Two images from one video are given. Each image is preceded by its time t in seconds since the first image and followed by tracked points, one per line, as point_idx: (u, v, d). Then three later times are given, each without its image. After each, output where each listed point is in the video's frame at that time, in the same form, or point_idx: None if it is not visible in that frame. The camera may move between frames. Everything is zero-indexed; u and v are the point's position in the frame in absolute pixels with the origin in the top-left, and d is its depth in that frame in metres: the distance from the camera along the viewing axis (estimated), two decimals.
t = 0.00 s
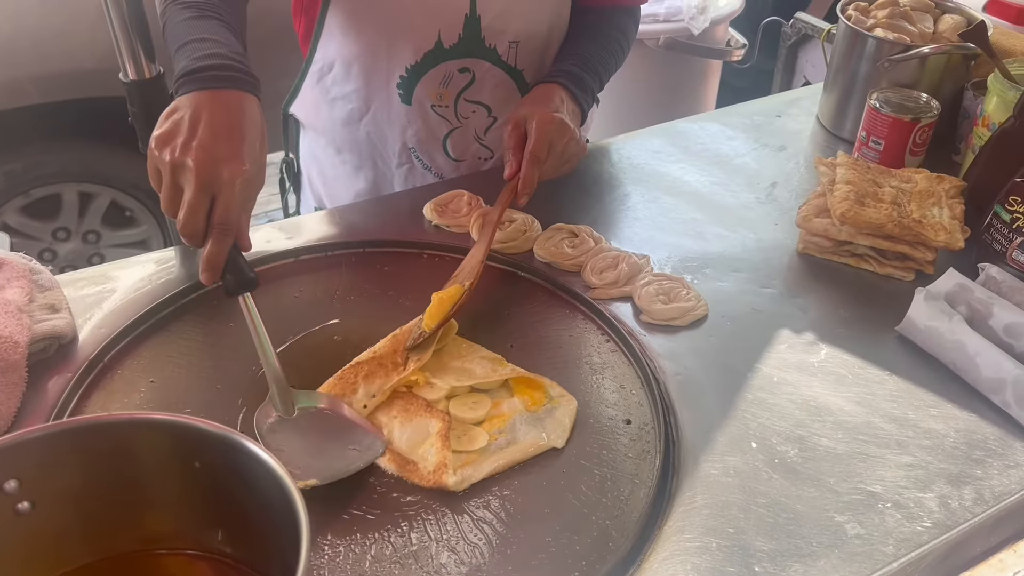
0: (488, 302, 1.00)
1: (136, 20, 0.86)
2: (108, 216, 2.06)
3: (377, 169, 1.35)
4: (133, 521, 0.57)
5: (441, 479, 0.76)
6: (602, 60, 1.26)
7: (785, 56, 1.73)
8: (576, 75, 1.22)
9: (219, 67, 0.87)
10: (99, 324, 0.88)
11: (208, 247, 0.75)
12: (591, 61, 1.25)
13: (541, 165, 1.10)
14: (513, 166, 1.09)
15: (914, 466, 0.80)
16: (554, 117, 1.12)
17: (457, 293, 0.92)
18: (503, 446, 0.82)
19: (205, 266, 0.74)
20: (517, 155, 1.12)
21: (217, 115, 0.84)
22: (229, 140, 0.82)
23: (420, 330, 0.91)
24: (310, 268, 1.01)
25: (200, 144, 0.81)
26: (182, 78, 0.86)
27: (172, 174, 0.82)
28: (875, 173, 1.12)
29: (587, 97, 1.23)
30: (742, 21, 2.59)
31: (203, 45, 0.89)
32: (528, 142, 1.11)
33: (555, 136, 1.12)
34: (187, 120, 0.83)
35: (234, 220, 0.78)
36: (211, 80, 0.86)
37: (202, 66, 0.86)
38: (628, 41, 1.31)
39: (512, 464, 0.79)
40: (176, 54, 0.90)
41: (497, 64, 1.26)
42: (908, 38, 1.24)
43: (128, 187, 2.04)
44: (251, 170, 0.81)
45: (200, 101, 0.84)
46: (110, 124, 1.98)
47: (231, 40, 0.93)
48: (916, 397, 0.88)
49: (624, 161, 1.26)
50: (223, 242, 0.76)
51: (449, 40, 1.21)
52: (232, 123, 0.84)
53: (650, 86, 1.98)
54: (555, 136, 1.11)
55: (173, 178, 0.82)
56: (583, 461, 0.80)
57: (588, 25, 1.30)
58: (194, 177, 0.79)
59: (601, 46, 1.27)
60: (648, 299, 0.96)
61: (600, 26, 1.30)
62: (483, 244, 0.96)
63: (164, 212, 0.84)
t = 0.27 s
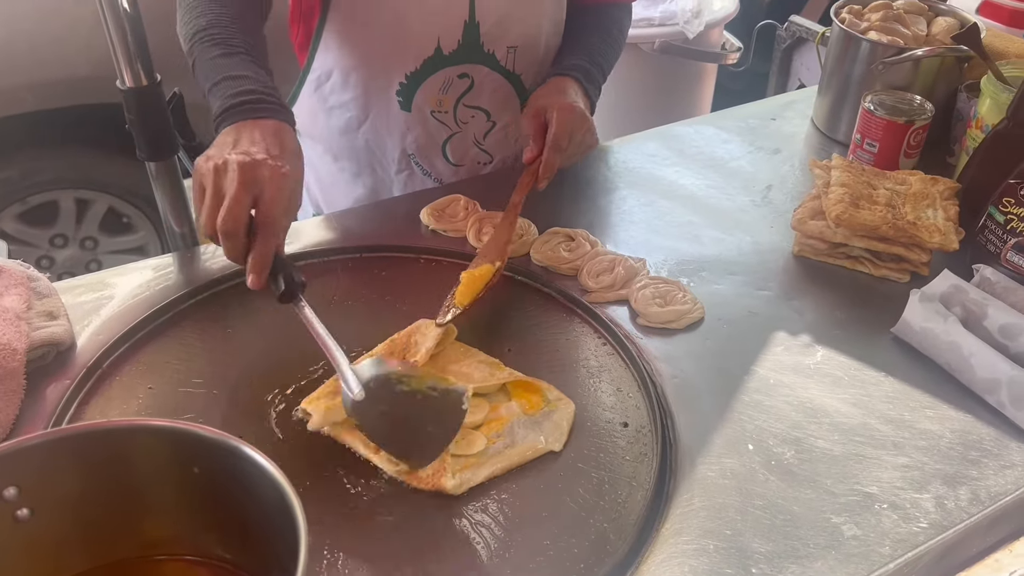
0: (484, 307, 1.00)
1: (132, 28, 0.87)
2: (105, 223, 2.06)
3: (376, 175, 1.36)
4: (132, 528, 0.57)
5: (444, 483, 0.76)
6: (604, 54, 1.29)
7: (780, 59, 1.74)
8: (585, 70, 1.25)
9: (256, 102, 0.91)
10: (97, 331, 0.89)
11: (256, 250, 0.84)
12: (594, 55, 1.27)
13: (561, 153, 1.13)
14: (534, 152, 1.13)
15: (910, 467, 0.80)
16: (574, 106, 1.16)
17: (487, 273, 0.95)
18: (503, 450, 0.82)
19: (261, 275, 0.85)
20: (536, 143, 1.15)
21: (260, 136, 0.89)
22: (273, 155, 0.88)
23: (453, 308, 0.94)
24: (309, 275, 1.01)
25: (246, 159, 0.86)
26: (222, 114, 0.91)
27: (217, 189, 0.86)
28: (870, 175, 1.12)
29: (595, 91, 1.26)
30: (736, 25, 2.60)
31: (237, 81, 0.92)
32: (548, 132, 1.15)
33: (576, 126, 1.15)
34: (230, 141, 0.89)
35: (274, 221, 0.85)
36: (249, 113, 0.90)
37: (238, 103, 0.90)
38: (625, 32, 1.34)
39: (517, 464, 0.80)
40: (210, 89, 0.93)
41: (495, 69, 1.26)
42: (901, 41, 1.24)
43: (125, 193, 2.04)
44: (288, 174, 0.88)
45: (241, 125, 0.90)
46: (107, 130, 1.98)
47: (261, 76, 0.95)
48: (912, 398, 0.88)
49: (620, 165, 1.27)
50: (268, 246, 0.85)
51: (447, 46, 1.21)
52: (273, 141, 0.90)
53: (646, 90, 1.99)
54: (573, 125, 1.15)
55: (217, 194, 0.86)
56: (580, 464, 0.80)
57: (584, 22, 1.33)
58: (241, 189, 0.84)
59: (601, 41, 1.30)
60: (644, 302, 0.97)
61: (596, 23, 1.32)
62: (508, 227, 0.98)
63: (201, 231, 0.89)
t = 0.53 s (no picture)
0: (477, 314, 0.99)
1: (128, 39, 0.87)
2: (102, 231, 2.07)
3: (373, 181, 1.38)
4: (129, 538, 0.58)
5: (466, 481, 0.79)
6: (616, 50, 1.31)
7: (773, 65, 1.75)
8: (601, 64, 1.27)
9: (315, 135, 0.90)
10: (95, 341, 0.89)
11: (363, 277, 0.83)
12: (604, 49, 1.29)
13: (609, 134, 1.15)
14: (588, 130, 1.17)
15: (903, 471, 0.80)
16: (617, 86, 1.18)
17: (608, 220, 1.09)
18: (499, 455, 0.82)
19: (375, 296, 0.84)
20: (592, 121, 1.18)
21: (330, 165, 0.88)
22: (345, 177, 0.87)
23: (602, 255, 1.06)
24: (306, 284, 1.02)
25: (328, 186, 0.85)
26: (281, 155, 0.90)
27: (307, 224, 0.84)
28: (862, 181, 1.13)
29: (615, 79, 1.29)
30: (730, 31, 2.62)
31: (290, 119, 0.91)
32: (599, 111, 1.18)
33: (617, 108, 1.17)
34: (304, 175, 0.87)
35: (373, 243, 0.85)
36: (310, 147, 0.89)
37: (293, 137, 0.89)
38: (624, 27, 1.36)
39: (530, 441, 0.79)
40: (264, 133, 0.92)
41: (490, 76, 1.26)
42: (893, 46, 1.25)
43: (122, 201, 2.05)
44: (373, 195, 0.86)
45: (309, 159, 0.88)
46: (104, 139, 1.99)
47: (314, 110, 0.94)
48: (905, 403, 0.89)
49: (615, 172, 1.27)
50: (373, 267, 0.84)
51: (442, 54, 1.21)
52: (340, 167, 0.88)
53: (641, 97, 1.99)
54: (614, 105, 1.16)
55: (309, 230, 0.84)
56: (576, 470, 0.80)
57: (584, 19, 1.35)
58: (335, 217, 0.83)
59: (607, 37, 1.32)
60: (638, 309, 0.98)
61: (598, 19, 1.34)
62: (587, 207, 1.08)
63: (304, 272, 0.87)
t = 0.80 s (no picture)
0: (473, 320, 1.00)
1: (125, 50, 0.87)
2: (100, 240, 2.06)
3: (372, 189, 1.37)
4: (127, 551, 0.58)
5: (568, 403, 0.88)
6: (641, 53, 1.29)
7: (769, 71, 1.75)
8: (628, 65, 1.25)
9: (246, 68, 0.97)
10: (92, 352, 0.89)
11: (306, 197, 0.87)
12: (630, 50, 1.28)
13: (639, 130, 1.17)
14: (612, 138, 1.18)
15: (901, 477, 0.81)
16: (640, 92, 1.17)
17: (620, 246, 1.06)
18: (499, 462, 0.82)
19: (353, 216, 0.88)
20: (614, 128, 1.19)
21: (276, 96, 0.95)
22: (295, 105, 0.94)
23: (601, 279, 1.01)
24: (305, 292, 1.02)
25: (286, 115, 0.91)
26: (215, 86, 0.96)
27: (269, 147, 0.88)
28: (858, 187, 1.13)
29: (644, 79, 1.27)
30: (726, 37, 2.63)
31: (224, 57, 0.97)
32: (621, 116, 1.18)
33: (643, 106, 1.17)
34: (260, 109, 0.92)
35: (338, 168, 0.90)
36: (242, 77, 0.96)
37: (228, 74, 0.95)
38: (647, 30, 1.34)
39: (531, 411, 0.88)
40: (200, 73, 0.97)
41: (486, 83, 1.26)
42: (887, 52, 1.25)
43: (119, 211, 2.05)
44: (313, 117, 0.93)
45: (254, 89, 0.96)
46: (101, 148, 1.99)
47: (243, 51, 1.00)
48: (903, 409, 0.89)
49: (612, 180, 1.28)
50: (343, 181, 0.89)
51: (438, 61, 1.22)
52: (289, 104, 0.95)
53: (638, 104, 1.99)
54: (641, 105, 1.17)
55: (271, 151, 0.88)
56: (575, 478, 0.80)
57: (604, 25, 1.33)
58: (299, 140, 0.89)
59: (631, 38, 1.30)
60: (636, 316, 0.98)
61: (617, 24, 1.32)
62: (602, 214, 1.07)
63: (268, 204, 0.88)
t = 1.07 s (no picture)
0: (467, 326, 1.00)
1: (119, 60, 0.88)
2: (96, 249, 2.05)
3: (366, 195, 1.36)
4: (121, 563, 0.58)
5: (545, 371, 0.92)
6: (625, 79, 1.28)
7: (763, 77, 1.76)
8: (606, 99, 1.25)
9: None
10: (87, 363, 0.89)
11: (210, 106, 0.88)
12: (617, 82, 1.27)
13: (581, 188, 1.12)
14: (553, 194, 1.12)
15: (898, 483, 0.80)
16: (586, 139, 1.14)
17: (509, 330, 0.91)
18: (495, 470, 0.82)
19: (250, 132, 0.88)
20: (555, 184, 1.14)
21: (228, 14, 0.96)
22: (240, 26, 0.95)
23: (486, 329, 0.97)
24: (300, 300, 1.02)
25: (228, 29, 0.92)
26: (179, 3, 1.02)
27: (192, 48, 0.90)
28: (853, 193, 1.13)
29: (621, 118, 1.26)
30: (721, 43, 2.64)
31: None
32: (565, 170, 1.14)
33: (591, 157, 1.14)
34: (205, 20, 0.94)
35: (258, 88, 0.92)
36: None
37: None
38: (646, 60, 1.33)
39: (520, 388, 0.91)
40: (154, 4, 1.02)
41: (480, 88, 1.27)
42: (882, 58, 1.26)
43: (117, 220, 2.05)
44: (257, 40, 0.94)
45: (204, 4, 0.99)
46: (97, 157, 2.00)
47: None
48: (899, 415, 0.89)
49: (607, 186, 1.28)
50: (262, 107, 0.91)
51: (431, 66, 1.22)
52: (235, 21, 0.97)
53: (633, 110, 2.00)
54: (590, 156, 1.14)
55: (195, 51, 0.90)
56: (571, 486, 0.80)
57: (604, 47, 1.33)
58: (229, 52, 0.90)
59: (626, 69, 1.29)
60: (632, 323, 0.98)
61: (616, 48, 1.32)
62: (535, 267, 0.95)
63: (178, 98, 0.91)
